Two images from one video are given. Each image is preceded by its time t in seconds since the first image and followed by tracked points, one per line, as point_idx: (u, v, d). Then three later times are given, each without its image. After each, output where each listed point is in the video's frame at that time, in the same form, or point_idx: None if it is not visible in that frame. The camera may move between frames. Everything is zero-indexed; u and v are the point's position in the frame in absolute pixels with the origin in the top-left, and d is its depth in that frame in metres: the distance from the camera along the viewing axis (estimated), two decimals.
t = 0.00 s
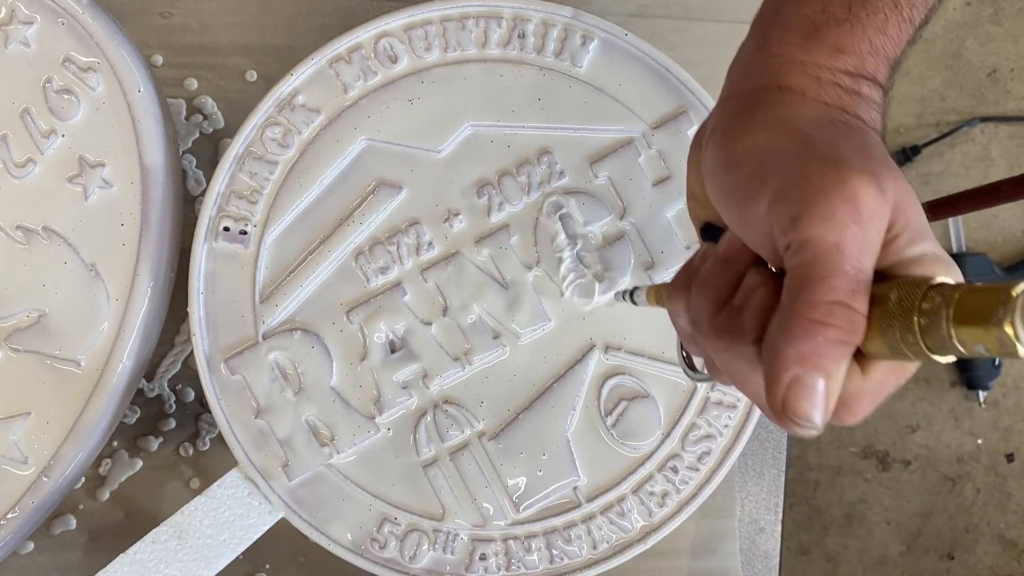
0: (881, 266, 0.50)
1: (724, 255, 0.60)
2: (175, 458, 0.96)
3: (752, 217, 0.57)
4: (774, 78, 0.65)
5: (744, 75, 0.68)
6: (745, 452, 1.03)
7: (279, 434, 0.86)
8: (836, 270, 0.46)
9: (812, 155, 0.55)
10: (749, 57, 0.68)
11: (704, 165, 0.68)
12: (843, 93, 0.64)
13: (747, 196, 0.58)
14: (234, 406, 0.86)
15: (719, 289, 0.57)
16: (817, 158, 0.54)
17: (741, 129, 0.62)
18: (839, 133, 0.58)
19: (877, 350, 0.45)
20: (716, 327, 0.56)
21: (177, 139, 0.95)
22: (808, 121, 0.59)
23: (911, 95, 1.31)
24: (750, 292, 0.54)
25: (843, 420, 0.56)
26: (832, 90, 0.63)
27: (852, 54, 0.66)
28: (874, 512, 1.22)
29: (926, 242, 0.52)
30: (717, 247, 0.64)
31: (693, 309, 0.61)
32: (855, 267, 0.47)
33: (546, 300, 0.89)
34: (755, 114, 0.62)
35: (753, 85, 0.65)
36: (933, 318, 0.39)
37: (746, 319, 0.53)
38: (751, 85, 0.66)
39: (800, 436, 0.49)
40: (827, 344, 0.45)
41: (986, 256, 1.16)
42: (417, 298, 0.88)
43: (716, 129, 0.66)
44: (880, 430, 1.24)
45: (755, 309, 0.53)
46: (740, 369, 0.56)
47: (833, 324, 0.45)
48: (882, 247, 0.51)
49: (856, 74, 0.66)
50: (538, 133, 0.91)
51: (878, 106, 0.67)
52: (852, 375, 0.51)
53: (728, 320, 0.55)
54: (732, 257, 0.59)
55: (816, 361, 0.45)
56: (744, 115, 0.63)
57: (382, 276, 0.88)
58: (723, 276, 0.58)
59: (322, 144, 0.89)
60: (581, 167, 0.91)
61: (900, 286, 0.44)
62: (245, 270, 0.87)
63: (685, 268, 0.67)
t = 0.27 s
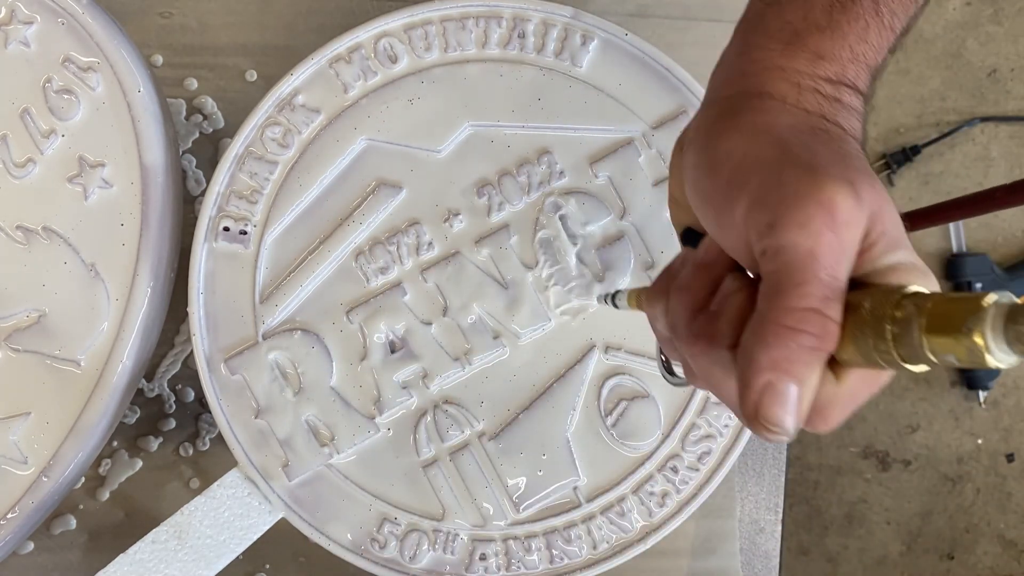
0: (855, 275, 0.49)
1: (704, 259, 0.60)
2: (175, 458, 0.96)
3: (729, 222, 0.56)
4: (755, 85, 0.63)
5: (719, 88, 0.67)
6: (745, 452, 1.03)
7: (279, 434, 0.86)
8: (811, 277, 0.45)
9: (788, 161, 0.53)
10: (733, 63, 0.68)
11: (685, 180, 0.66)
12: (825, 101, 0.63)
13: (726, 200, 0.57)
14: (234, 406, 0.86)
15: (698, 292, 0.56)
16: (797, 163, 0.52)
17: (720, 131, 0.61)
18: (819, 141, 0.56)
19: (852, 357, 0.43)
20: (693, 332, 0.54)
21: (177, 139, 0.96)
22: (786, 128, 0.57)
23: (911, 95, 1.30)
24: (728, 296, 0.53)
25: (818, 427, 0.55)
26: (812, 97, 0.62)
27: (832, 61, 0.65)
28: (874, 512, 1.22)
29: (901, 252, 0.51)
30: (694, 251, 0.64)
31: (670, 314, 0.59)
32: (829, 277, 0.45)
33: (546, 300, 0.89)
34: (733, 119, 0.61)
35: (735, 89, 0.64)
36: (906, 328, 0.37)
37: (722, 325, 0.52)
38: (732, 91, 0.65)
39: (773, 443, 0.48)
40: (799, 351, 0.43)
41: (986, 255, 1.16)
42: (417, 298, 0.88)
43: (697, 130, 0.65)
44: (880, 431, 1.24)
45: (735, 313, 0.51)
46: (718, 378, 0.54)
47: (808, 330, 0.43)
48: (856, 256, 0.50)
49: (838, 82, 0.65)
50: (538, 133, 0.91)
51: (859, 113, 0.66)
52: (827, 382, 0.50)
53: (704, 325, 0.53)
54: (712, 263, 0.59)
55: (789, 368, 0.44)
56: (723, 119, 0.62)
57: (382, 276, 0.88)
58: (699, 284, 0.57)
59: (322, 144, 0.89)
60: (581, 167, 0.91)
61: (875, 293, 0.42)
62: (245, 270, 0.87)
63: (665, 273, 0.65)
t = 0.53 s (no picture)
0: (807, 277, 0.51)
1: (667, 250, 0.62)
2: (175, 458, 0.96)
3: (684, 216, 0.59)
4: (725, 83, 0.63)
5: (688, 96, 0.66)
6: (745, 452, 1.03)
7: (279, 434, 0.86)
8: (757, 274, 0.47)
9: (745, 161, 0.56)
10: (711, 59, 0.66)
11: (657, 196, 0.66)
12: (793, 102, 0.63)
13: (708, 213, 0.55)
14: (234, 406, 0.86)
15: (656, 286, 0.58)
16: (751, 162, 0.55)
17: (690, 125, 0.62)
18: (780, 142, 0.58)
19: (795, 357, 0.44)
20: (654, 324, 0.57)
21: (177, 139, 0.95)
22: (752, 128, 0.59)
23: (911, 95, 1.30)
24: (686, 291, 0.55)
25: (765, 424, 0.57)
26: (781, 97, 0.63)
27: (804, 63, 0.64)
28: (874, 512, 1.22)
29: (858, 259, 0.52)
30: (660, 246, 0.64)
31: (632, 304, 0.60)
32: (778, 271, 0.47)
33: (546, 300, 0.89)
34: (703, 115, 0.62)
35: (709, 86, 0.64)
36: (848, 332, 0.38)
37: (676, 316, 0.55)
38: (707, 87, 0.64)
39: (709, 431, 0.51)
40: (741, 346, 0.45)
41: (986, 255, 1.16)
42: (417, 298, 0.88)
43: (669, 123, 0.66)
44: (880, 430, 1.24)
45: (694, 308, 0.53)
46: (666, 367, 0.58)
47: (752, 326, 0.45)
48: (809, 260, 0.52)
49: (807, 83, 0.64)
50: (538, 133, 0.91)
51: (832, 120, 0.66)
52: (772, 380, 0.52)
53: (660, 318, 0.56)
54: (673, 256, 0.60)
55: (732, 363, 0.46)
56: (693, 114, 0.63)
57: (382, 276, 0.88)
58: (660, 276, 0.59)
59: (322, 144, 0.89)
60: (581, 167, 0.91)
61: (820, 295, 0.43)
62: (245, 271, 0.87)
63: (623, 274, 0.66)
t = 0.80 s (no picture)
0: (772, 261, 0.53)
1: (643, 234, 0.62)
2: (175, 458, 0.96)
3: (658, 197, 0.60)
4: (705, 69, 0.64)
5: (667, 84, 0.67)
6: (745, 453, 1.03)
7: (279, 434, 0.86)
8: (722, 257, 0.49)
9: (719, 148, 0.57)
10: (694, 46, 0.67)
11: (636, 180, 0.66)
12: (771, 92, 0.63)
13: (688, 194, 0.56)
14: (234, 406, 0.86)
15: (631, 269, 0.58)
16: (723, 148, 0.56)
17: (667, 109, 0.63)
18: (752, 131, 0.59)
19: (756, 342, 0.45)
20: (625, 303, 0.57)
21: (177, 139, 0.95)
22: (728, 115, 0.60)
23: (911, 95, 1.30)
24: (659, 274, 0.55)
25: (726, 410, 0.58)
26: (759, 86, 0.63)
27: (785, 53, 0.65)
28: (874, 512, 1.22)
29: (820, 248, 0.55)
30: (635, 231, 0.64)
31: (608, 290, 0.59)
32: (741, 258, 0.49)
33: (546, 300, 0.89)
34: (681, 100, 0.62)
35: (688, 71, 0.65)
36: (805, 317, 0.39)
37: (643, 297, 0.55)
38: (686, 73, 0.65)
39: (669, 411, 0.52)
40: (703, 326, 0.46)
41: (986, 255, 1.16)
42: (417, 298, 0.88)
43: (648, 108, 0.66)
44: (880, 431, 1.23)
45: (659, 288, 0.54)
46: (632, 348, 0.58)
47: (711, 308, 0.46)
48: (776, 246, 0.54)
49: (786, 74, 0.65)
50: (538, 133, 0.91)
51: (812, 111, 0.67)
52: (734, 365, 0.52)
53: (632, 299, 0.57)
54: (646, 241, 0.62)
55: (692, 344, 0.47)
56: (671, 100, 0.64)
57: (382, 276, 0.88)
58: (637, 259, 0.59)
59: (322, 144, 0.89)
60: (581, 168, 0.91)
61: (783, 282, 0.44)
62: (245, 271, 0.87)
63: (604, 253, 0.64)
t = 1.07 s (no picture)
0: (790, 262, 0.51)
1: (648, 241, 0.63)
2: (175, 458, 0.96)
3: (664, 205, 0.58)
4: (710, 76, 0.60)
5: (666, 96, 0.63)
6: (745, 453, 1.03)
7: (279, 434, 0.86)
8: (731, 266, 0.48)
9: (726, 157, 0.54)
10: (705, 55, 0.62)
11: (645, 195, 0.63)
12: (780, 100, 0.59)
13: (697, 203, 0.54)
14: (234, 406, 0.86)
15: (637, 275, 0.59)
16: (733, 157, 0.54)
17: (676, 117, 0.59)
18: (762, 142, 0.56)
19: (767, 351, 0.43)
20: (632, 311, 0.58)
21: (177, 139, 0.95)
22: (731, 123, 0.56)
23: (911, 95, 1.30)
24: (665, 281, 0.55)
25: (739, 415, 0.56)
26: (766, 93, 0.59)
27: (789, 58, 0.61)
28: (874, 512, 1.22)
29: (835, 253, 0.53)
30: (643, 238, 0.65)
31: (614, 295, 0.61)
32: (755, 265, 0.48)
33: (547, 300, 0.89)
34: (686, 106, 0.59)
35: (692, 79, 0.60)
36: (817, 323, 0.37)
37: (650, 307, 0.56)
38: (692, 77, 0.61)
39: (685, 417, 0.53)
40: (716, 334, 0.46)
41: (985, 255, 1.16)
42: (417, 298, 0.88)
43: (653, 118, 0.63)
44: (881, 431, 1.23)
45: (665, 294, 0.54)
46: (642, 357, 0.59)
47: (722, 315, 0.45)
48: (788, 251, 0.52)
49: (793, 81, 0.60)
50: (538, 133, 0.91)
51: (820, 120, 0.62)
52: (747, 372, 0.50)
53: (641, 305, 0.57)
54: (655, 248, 0.61)
55: (704, 350, 0.47)
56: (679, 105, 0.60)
57: (382, 276, 0.88)
58: (643, 266, 0.60)
59: (322, 144, 0.89)
60: (581, 167, 0.91)
61: (793, 287, 0.42)
62: (245, 271, 0.87)
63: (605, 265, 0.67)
